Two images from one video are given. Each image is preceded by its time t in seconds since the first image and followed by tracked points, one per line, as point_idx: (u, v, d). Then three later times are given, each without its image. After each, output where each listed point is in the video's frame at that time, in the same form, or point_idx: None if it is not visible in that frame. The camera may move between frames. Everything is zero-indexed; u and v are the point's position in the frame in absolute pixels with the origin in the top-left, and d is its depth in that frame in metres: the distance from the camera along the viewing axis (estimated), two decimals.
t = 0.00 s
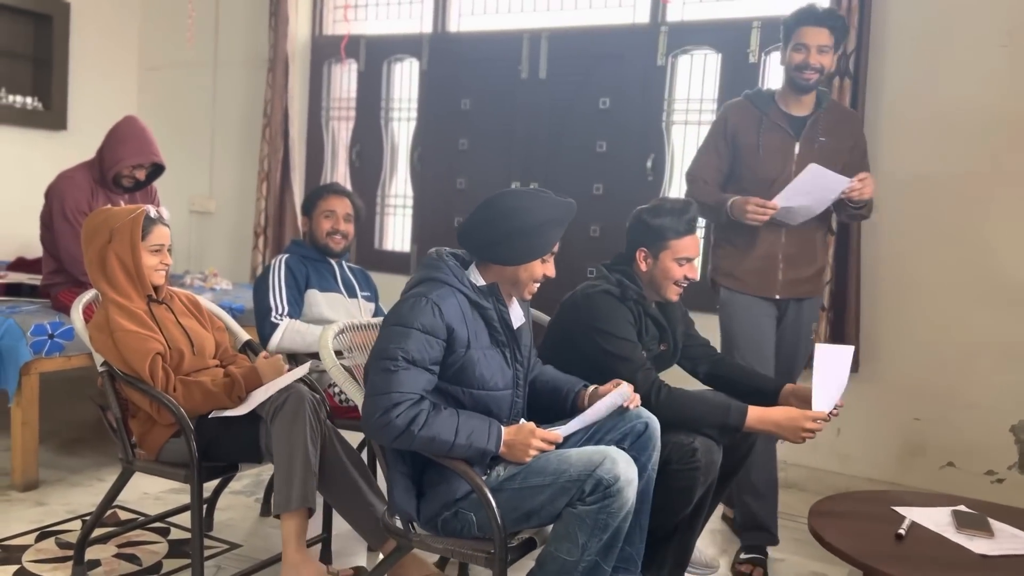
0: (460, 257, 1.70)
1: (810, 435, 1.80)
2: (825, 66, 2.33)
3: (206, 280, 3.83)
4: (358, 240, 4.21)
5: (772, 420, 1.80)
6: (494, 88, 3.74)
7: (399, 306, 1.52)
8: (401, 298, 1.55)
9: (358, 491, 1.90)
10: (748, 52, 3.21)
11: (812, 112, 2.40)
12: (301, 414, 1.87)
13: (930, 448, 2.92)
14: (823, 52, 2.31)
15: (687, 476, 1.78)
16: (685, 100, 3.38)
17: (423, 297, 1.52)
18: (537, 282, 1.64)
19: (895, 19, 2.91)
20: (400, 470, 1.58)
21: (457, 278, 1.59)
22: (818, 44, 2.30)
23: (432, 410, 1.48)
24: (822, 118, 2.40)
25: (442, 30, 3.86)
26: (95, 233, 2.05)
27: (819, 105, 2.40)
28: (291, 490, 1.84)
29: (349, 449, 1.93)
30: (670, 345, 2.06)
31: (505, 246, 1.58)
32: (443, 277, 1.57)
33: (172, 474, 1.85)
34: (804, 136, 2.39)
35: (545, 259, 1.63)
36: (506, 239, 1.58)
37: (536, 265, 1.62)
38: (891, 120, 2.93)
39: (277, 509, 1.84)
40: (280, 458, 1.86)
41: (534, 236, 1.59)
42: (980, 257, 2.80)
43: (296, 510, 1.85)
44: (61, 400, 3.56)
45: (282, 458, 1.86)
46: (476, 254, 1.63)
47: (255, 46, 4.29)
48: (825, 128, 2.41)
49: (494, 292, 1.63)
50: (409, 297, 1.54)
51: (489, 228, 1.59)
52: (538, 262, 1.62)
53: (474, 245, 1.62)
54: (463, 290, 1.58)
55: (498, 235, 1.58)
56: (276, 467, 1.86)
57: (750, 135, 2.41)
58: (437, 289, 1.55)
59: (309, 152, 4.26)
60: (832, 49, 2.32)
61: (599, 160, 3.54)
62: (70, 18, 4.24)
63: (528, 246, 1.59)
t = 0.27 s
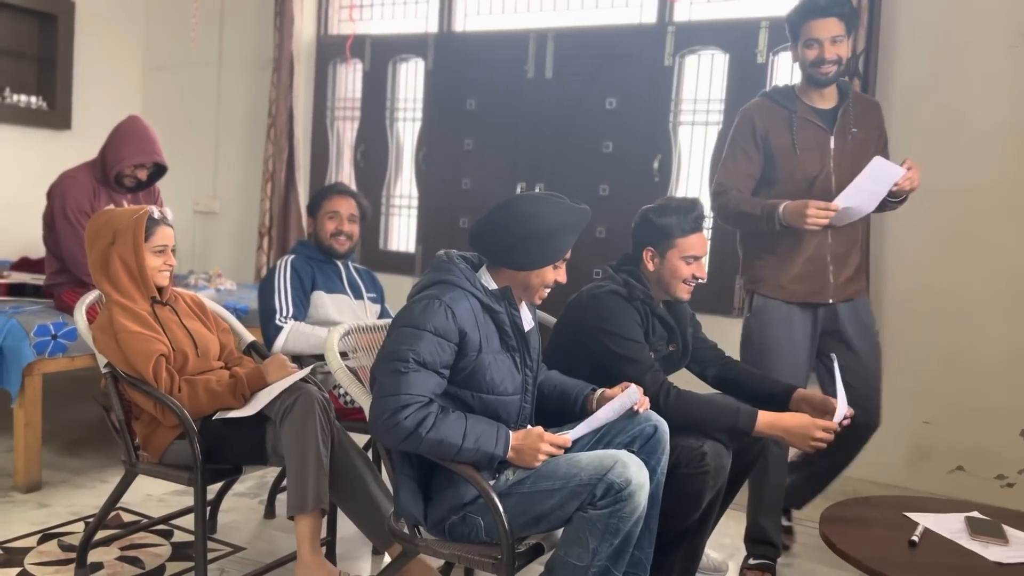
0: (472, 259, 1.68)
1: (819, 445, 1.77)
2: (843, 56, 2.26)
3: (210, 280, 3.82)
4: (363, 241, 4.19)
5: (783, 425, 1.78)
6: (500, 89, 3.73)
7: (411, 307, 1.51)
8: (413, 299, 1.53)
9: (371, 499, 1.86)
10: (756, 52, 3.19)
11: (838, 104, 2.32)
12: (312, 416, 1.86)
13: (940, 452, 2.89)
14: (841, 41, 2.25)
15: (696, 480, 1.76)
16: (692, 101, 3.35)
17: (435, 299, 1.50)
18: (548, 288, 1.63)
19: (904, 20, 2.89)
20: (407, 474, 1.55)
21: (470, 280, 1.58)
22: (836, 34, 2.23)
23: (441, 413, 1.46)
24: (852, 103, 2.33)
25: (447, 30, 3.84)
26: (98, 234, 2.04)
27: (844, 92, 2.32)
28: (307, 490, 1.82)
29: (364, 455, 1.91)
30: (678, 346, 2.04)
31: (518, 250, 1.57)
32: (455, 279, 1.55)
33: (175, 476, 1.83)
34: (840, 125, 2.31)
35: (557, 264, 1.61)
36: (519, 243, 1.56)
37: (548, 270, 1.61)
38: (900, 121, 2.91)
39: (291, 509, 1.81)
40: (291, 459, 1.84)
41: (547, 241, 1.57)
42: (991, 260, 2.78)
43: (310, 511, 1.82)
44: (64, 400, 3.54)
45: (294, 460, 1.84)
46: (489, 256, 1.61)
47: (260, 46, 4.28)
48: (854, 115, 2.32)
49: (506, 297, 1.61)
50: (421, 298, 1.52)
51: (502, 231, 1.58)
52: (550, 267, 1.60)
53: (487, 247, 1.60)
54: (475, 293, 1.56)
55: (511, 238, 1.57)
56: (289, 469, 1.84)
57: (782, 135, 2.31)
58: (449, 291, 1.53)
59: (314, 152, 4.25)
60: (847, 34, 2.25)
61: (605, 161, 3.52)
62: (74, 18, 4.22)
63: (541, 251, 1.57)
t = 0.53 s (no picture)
0: (474, 262, 1.66)
1: (825, 457, 1.76)
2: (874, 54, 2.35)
3: (211, 281, 3.80)
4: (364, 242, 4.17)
5: (788, 436, 1.76)
6: (503, 90, 3.71)
7: (412, 310, 1.49)
8: (414, 302, 1.52)
9: (372, 503, 1.86)
10: (760, 55, 3.17)
11: (873, 103, 2.37)
12: (321, 420, 1.84)
13: (944, 458, 2.87)
14: (873, 38, 2.34)
15: (699, 488, 1.74)
16: (695, 103, 3.33)
17: (437, 303, 1.49)
18: (551, 292, 1.61)
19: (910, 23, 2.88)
20: (408, 480, 1.53)
21: (472, 283, 1.56)
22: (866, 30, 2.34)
23: (443, 417, 1.44)
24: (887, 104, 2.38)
25: (450, 31, 3.83)
26: (98, 234, 2.02)
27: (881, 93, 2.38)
28: (314, 493, 1.81)
29: (369, 460, 1.89)
30: (684, 350, 2.02)
31: (518, 253, 1.55)
32: (457, 282, 1.54)
33: (175, 479, 1.82)
34: (870, 124, 2.36)
35: (560, 267, 1.60)
36: (520, 245, 1.55)
37: (551, 273, 1.59)
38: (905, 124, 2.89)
39: (296, 512, 1.80)
40: (298, 462, 1.83)
41: (548, 245, 1.55)
42: (996, 265, 2.76)
43: (316, 516, 1.81)
44: (63, 402, 3.52)
45: (301, 463, 1.83)
46: (490, 258, 1.60)
47: (261, 47, 4.27)
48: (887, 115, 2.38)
49: (508, 300, 1.60)
50: (422, 301, 1.50)
51: (503, 233, 1.56)
52: (553, 270, 1.58)
53: (489, 249, 1.59)
54: (477, 296, 1.54)
55: (512, 241, 1.55)
56: (294, 472, 1.82)
57: (808, 133, 2.38)
58: (450, 294, 1.51)
59: (315, 154, 4.24)
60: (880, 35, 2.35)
61: (608, 163, 3.50)
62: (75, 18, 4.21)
63: (542, 254, 1.55)
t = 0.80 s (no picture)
0: (473, 264, 1.65)
1: (830, 463, 1.74)
2: (924, 67, 2.32)
3: (207, 283, 3.78)
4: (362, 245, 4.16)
5: (792, 442, 1.75)
6: (502, 94, 3.70)
7: (411, 312, 1.47)
8: (412, 305, 1.51)
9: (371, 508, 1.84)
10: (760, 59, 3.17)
11: (929, 115, 2.36)
12: (318, 423, 1.83)
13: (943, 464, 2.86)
14: (925, 48, 2.31)
15: (702, 493, 1.74)
16: (696, 107, 3.33)
17: (436, 304, 1.47)
18: (551, 294, 1.60)
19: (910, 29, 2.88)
20: (408, 483, 1.51)
21: (471, 285, 1.55)
22: (914, 40, 2.30)
23: (442, 419, 1.43)
24: (945, 115, 2.36)
25: (450, 34, 3.82)
26: (96, 234, 2.00)
27: (942, 103, 2.36)
28: (308, 501, 1.79)
29: (368, 465, 1.88)
30: (687, 354, 2.01)
31: (518, 255, 1.54)
32: (456, 284, 1.53)
33: (171, 482, 1.80)
34: (919, 138, 2.37)
35: (560, 269, 1.58)
36: (520, 248, 1.53)
37: (552, 274, 1.58)
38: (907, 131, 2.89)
39: (290, 519, 1.79)
40: (294, 467, 1.81)
41: (549, 248, 1.54)
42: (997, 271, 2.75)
43: (312, 522, 1.79)
44: (58, 403, 3.50)
45: (296, 469, 1.81)
46: (490, 261, 1.58)
47: (260, 49, 4.26)
48: (944, 126, 2.36)
49: (508, 302, 1.59)
50: (421, 303, 1.49)
51: (502, 236, 1.55)
52: (554, 272, 1.57)
53: (488, 252, 1.58)
54: (477, 298, 1.53)
55: (512, 244, 1.54)
56: (291, 477, 1.81)
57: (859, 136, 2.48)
58: (450, 297, 1.50)
59: (314, 156, 4.23)
60: (939, 43, 2.31)
61: (607, 167, 3.49)
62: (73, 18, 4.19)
63: (542, 258, 1.54)
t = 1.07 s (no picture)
0: (469, 278, 1.65)
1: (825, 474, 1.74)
2: (947, 80, 2.02)
3: (200, 290, 3.77)
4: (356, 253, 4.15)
5: (786, 454, 1.74)
6: (497, 103, 3.71)
7: (406, 326, 1.47)
8: (408, 319, 1.50)
9: (359, 521, 1.85)
10: (754, 71, 3.18)
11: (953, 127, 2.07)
12: (310, 437, 1.82)
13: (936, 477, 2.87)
14: (949, 64, 2.00)
15: (697, 507, 1.75)
16: (691, 118, 3.34)
17: (432, 319, 1.47)
18: (546, 308, 1.60)
19: (905, 44, 2.89)
20: (402, 498, 1.51)
21: (467, 300, 1.54)
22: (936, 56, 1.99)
23: (437, 435, 1.42)
24: (968, 129, 2.04)
25: (445, 43, 3.82)
26: (89, 245, 1.98)
27: (968, 115, 2.05)
28: (301, 513, 1.78)
29: (357, 477, 1.88)
30: (680, 367, 2.01)
31: (516, 271, 1.54)
32: (452, 298, 1.52)
33: (163, 494, 1.79)
34: (940, 153, 2.09)
35: (557, 284, 1.58)
36: (518, 264, 1.53)
37: (549, 288, 1.57)
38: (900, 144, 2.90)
39: (283, 533, 1.77)
40: (286, 480, 1.80)
41: (547, 263, 1.54)
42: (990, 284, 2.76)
43: (304, 535, 1.79)
44: (49, 411, 3.48)
45: (289, 482, 1.80)
46: (487, 275, 1.58)
47: (256, 56, 4.26)
48: (964, 142, 2.05)
49: (504, 316, 1.58)
50: (417, 318, 1.48)
51: (500, 251, 1.54)
52: (550, 286, 1.57)
53: (485, 266, 1.57)
54: (472, 313, 1.53)
55: (510, 260, 1.53)
56: (283, 490, 1.80)
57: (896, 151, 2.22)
58: (446, 311, 1.50)
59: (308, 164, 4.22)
60: (964, 58, 1.99)
61: (602, 177, 3.50)
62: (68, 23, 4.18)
63: (540, 274, 1.54)
